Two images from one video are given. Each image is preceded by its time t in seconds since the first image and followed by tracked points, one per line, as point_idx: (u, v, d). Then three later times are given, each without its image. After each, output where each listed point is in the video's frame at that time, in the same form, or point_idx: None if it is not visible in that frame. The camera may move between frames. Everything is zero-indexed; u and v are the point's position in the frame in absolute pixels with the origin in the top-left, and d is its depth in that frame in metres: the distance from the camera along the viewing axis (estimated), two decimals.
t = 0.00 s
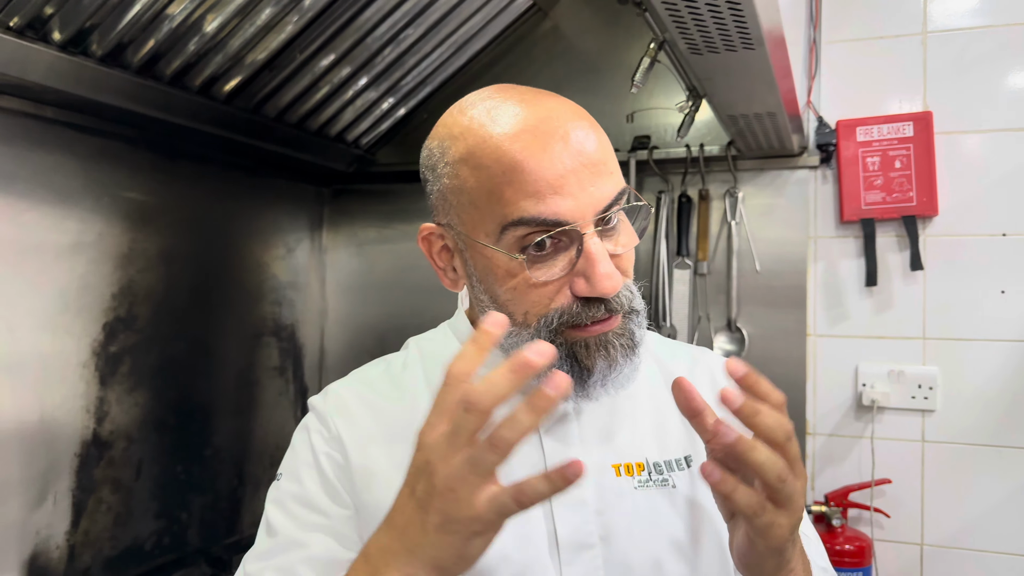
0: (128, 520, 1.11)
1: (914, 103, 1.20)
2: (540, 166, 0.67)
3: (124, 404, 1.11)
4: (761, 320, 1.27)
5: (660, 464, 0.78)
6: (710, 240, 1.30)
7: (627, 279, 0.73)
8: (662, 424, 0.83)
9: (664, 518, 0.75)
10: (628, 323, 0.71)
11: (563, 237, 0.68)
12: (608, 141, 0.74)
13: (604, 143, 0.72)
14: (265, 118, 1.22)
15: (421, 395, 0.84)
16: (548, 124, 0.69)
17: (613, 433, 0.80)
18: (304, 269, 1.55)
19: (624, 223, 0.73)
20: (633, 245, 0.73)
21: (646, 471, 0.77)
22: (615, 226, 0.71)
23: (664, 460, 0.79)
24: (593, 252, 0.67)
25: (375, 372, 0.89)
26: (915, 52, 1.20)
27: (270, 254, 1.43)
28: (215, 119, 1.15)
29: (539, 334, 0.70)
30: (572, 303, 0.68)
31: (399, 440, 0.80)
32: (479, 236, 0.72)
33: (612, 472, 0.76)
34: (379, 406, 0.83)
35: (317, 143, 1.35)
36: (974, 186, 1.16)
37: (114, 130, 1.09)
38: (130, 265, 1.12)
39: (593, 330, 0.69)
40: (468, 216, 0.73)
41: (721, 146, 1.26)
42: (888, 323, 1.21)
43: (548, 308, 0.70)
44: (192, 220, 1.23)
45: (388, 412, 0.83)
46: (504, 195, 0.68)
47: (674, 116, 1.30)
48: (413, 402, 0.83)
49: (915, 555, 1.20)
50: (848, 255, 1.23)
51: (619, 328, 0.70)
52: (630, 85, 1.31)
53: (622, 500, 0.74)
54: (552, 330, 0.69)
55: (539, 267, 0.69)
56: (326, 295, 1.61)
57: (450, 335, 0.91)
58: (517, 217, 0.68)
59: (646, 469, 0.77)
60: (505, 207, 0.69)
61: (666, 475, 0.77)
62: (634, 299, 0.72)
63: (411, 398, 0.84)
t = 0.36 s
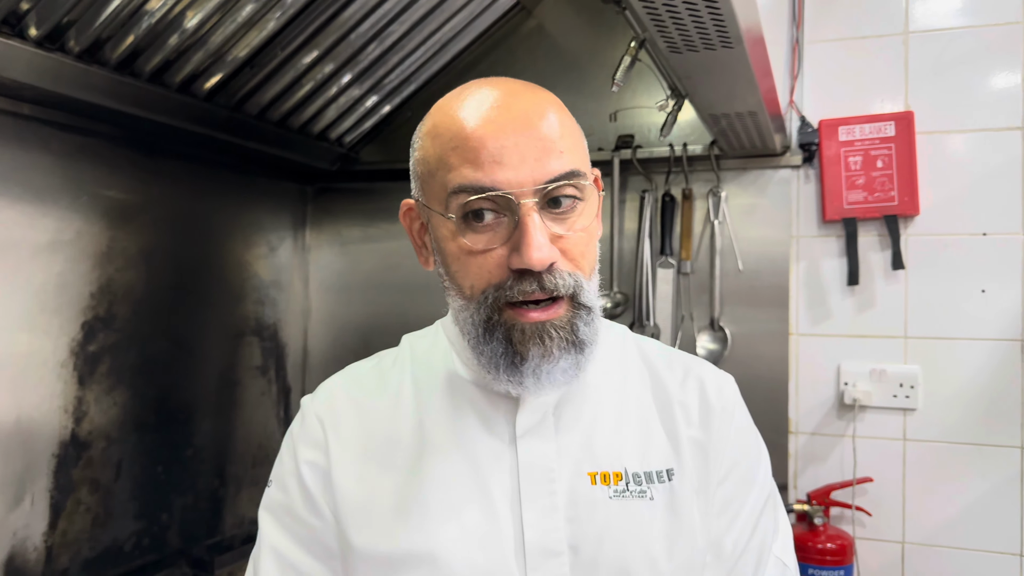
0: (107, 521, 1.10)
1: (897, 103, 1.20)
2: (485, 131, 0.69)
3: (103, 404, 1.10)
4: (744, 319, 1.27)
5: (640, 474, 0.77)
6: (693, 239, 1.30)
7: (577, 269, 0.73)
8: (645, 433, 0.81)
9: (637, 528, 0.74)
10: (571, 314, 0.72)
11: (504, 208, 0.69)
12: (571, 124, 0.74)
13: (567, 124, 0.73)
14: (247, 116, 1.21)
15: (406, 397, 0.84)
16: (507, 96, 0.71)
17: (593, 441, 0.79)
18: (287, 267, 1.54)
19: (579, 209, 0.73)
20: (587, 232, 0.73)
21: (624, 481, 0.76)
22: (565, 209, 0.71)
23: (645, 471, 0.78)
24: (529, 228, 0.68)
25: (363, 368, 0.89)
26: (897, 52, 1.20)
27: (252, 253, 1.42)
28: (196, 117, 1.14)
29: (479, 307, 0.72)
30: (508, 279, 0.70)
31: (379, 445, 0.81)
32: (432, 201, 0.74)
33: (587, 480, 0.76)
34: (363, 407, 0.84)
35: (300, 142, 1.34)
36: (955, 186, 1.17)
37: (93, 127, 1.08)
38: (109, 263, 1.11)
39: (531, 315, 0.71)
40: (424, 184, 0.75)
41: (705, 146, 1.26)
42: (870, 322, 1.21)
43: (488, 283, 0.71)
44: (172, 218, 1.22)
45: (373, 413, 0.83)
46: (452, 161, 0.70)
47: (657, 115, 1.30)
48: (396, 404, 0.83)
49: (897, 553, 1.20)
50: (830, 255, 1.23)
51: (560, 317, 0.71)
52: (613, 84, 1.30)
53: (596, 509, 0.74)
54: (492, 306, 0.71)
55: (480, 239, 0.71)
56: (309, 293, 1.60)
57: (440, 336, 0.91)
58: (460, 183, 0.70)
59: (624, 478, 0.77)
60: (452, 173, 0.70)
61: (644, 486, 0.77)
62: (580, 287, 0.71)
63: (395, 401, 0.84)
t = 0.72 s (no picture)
0: (79, 523, 1.08)
1: (872, 104, 1.21)
2: (484, 119, 0.72)
3: (74, 404, 1.08)
4: (721, 319, 1.28)
5: (623, 465, 0.78)
6: (671, 239, 1.30)
7: (552, 270, 0.74)
8: (633, 424, 0.81)
9: (615, 521, 0.75)
10: (538, 310, 0.74)
11: (490, 196, 0.73)
12: (580, 125, 0.75)
13: (573, 124, 0.74)
14: (223, 114, 1.20)
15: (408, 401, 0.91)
16: (523, 94, 0.73)
17: (578, 431, 0.81)
18: (264, 266, 1.52)
19: (566, 215, 0.74)
20: (569, 239, 0.75)
21: (606, 472, 0.78)
22: (549, 212, 0.73)
23: (629, 462, 0.78)
24: (503, 219, 0.71)
25: (378, 371, 0.96)
26: (872, 54, 1.21)
27: (228, 251, 1.41)
28: (170, 114, 1.12)
29: (453, 284, 0.77)
30: (477, 263, 0.74)
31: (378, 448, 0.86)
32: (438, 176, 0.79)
33: (569, 470, 0.78)
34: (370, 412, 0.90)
35: (277, 140, 1.33)
36: (929, 187, 1.18)
37: (64, 124, 1.07)
38: (81, 262, 1.10)
39: (496, 301, 0.74)
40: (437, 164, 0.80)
41: (682, 146, 1.27)
42: (846, 321, 1.22)
43: (462, 264, 0.75)
44: (146, 216, 1.21)
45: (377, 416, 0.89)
46: (456, 142, 0.74)
47: (635, 115, 1.30)
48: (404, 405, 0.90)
49: (873, 550, 1.21)
50: (807, 254, 1.24)
51: (526, 310, 0.74)
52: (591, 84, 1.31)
53: (574, 497, 0.77)
54: (462, 284, 0.75)
55: (463, 220, 0.75)
56: (287, 292, 1.59)
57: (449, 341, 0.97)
58: (455, 163, 0.73)
59: (606, 470, 0.78)
60: (453, 153, 0.74)
61: (627, 477, 0.77)
62: (550, 285, 0.74)
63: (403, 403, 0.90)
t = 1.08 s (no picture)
0: (45, 528, 1.06)
1: (846, 105, 1.22)
2: (507, 126, 0.69)
3: (40, 406, 1.06)
4: (697, 318, 1.28)
5: (595, 465, 0.74)
6: (648, 239, 1.30)
7: (563, 281, 0.71)
8: (617, 423, 0.76)
9: (581, 522, 0.71)
10: (547, 322, 0.71)
11: (507, 201, 0.70)
12: (604, 135, 0.72)
13: (596, 134, 0.71)
14: (193, 110, 1.17)
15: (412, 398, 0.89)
16: (548, 100, 0.70)
17: (558, 430, 0.77)
18: (236, 266, 1.50)
19: (584, 225, 0.71)
20: (584, 251, 0.71)
21: (576, 471, 0.73)
22: (566, 221, 0.70)
23: (601, 462, 0.74)
24: (517, 224, 0.68)
25: (388, 378, 0.93)
26: (846, 55, 1.22)
27: (199, 250, 1.38)
28: (138, 109, 1.10)
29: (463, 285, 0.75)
30: (488, 267, 0.71)
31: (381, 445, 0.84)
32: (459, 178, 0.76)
33: (541, 468, 0.75)
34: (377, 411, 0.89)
35: (248, 137, 1.31)
36: (900, 188, 1.20)
37: (30, 119, 1.04)
38: (48, 261, 1.07)
39: (505, 308, 0.72)
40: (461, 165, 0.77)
41: (659, 146, 1.27)
42: (819, 320, 1.23)
43: (473, 265, 0.73)
44: (114, 214, 1.18)
45: (382, 416, 0.88)
46: (478, 145, 0.72)
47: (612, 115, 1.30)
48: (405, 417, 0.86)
49: (846, 547, 1.23)
50: (781, 254, 1.25)
51: (533, 321, 0.71)
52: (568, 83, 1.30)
53: (540, 495, 0.74)
54: (472, 287, 0.73)
55: (479, 222, 0.73)
56: (259, 294, 1.56)
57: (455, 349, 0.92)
58: (475, 167, 0.71)
59: (577, 469, 0.74)
60: (474, 156, 0.72)
61: (598, 477, 0.73)
62: (559, 296, 0.71)
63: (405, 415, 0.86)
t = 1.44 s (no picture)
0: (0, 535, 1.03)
1: (814, 108, 1.24)
2: (469, 122, 0.68)
3: None
4: (667, 318, 1.29)
5: (564, 455, 0.73)
6: (619, 239, 1.30)
7: (519, 277, 0.70)
8: (587, 412, 0.75)
9: (553, 514, 0.71)
10: (504, 319, 0.70)
11: (467, 199, 0.69)
12: (568, 135, 0.70)
13: (562, 131, 0.69)
14: (155, 104, 1.15)
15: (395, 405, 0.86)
16: (513, 97, 0.68)
17: (529, 422, 0.76)
18: (198, 265, 1.47)
19: (542, 224, 0.70)
20: (541, 249, 0.70)
21: (546, 462, 0.73)
22: (525, 220, 0.69)
23: (569, 451, 0.73)
24: (475, 223, 0.67)
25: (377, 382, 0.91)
26: (814, 58, 1.24)
27: (161, 249, 1.35)
28: (99, 103, 1.07)
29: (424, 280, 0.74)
30: (447, 264, 0.70)
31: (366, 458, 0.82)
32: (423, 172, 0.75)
33: (512, 462, 0.74)
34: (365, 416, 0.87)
35: (212, 132, 1.29)
36: (866, 189, 1.21)
37: None
38: (4, 259, 1.04)
39: (463, 303, 0.71)
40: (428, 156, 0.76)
41: (630, 146, 1.28)
42: (787, 320, 1.24)
43: (433, 261, 0.72)
44: (72, 212, 1.15)
45: (367, 422, 0.86)
46: (441, 141, 0.70)
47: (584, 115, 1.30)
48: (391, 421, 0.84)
49: (814, 545, 1.24)
50: (750, 254, 1.26)
51: (492, 316, 0.70)
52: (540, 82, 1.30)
53: (512, 488, 0.73)
54: (432, 282, 0.72)
55: (439, 219, 0.72)
56: (222, 292, 1.53)
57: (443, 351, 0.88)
58: (438, 163, 0.70)
59: (547, 460, 0.73)
60: (438, 151, 0.71)
61: (566, 467, 0.72)
62: (516, 293, 0.70)
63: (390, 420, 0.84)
